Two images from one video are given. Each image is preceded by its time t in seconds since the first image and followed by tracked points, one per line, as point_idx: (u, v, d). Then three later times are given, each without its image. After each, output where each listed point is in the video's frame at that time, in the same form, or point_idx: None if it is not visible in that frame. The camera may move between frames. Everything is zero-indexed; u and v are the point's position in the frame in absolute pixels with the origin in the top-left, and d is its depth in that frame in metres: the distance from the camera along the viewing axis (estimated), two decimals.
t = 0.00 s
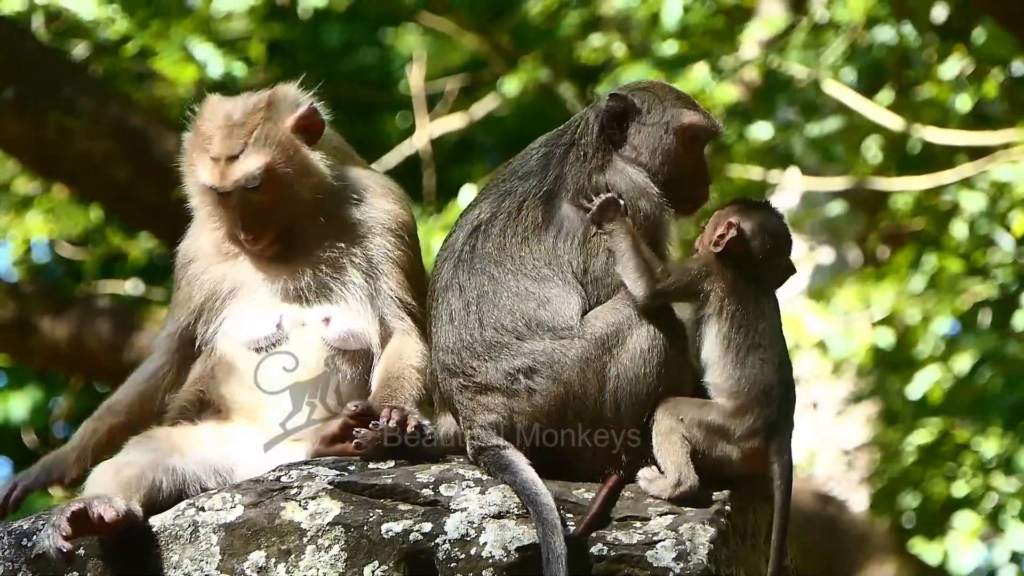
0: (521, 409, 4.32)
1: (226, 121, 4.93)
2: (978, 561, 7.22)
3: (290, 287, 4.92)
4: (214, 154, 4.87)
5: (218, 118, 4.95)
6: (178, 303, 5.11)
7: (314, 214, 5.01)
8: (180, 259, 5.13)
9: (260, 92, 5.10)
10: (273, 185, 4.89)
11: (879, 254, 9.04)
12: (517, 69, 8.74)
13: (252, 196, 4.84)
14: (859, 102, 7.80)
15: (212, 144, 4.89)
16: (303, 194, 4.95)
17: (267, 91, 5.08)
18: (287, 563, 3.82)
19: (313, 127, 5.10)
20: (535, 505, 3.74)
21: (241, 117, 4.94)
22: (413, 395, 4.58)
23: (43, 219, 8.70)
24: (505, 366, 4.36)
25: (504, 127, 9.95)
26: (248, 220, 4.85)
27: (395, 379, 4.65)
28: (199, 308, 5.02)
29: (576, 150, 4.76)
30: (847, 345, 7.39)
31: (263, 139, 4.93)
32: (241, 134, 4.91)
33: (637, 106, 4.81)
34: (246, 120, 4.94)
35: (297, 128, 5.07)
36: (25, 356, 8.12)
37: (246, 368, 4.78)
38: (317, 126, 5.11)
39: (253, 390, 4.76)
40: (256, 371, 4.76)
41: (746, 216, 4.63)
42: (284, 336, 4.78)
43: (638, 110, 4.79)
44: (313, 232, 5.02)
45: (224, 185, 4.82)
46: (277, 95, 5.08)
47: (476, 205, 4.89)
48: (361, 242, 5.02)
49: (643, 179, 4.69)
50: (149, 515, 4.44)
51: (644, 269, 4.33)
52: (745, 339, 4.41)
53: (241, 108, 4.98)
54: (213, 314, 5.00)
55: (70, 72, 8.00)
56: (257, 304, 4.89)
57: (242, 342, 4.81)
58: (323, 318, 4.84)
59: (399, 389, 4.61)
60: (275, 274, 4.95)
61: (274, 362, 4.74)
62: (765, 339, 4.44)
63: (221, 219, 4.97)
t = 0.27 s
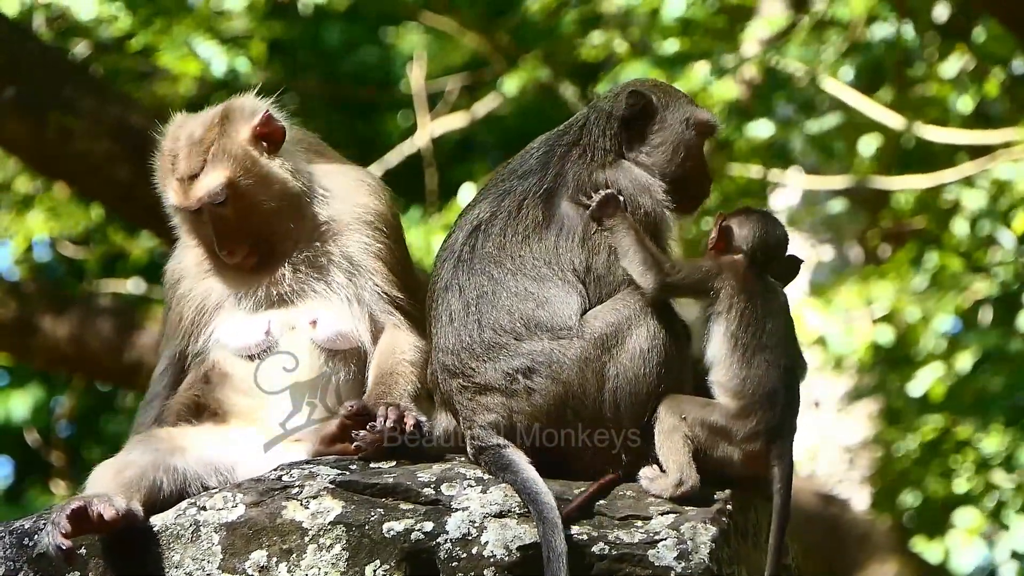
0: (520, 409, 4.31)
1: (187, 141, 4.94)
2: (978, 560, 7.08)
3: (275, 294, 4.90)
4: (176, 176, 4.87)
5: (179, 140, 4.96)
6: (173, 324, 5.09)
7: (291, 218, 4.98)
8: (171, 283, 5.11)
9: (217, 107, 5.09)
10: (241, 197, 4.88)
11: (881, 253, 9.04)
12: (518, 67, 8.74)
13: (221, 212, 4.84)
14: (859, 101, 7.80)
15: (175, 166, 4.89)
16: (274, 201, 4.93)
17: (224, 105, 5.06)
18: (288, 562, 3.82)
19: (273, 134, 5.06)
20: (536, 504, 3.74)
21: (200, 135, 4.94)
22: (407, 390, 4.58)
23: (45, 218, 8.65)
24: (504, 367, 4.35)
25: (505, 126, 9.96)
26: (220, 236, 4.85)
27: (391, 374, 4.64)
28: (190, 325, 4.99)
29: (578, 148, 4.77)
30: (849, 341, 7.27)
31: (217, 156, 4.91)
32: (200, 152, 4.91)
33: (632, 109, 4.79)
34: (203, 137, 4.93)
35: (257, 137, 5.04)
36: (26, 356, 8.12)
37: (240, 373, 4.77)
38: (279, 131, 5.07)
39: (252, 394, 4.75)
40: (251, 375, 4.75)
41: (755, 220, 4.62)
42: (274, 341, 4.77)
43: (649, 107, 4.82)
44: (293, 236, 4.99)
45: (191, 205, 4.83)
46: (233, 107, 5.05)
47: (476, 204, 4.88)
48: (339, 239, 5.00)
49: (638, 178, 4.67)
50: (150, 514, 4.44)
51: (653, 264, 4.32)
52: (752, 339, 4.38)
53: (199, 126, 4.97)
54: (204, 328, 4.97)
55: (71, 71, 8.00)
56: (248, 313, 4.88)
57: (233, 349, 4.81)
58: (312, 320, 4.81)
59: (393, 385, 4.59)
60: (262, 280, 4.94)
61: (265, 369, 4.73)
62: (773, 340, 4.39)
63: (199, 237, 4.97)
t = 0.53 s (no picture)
0: (522, 409, 4.28)
1: (182, 145, 4.90)
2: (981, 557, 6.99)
3: (270, 298, 4.91)
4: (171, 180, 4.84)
5: (174, 144, 4.92)
6: (168, 327, 5.09)
7: (286, 221, 4.99)
8: (167, 289, 5.11)
9: (210, 108, 5.06)
10: (237, 201, 4.87)
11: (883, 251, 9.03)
12: (519, 66, 8.73)
13: (219, 216, 4.83)
14: (860, 100, 7.86)
15: (170, 170, 4.85)
16: (269, 205, 4.94)
17: (218, 107, 5.04)
18: (290, 561, 3.80)
19: (267, 137, 5.06)
20: (537, 503, 3.75)
21: (194, 139, 4.89)
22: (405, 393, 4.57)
23: (46, 217, 8.66)
24: (507, 366, 4.30)
25: (507, 125, 9.96)
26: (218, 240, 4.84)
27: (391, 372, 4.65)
28: (185, 330, 4.99)
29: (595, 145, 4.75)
30: (853, 336, 7.39)
31: (213, 160, 4.88)
32: (195, 157, 4.86)
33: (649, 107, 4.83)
34: (198, 141, 4.89)
35: (250, 140, 5.03)
36: (28, 355, 8.12)
37: (236, 376, 4.78)
38: (273, 134, 5.07)
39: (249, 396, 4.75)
40: (247, 378, 4.75)
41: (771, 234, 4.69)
42: (269, 344, 4.78)
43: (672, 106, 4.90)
44: (290, 239, 5.00)
45: (189, 210, 4.80)
46: (227, 109, 5.03)
47: (481, 201, 4.81)
48: (334, 242, 4.99)
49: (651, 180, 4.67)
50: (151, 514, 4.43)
51: (674, 260, 4.33)
52: (769, 341, 4.39)
53: (193, 130, 4.93)
54: (199, 332, 4.97)
55: (72, 71, 8.00)
56: (244, 317, 4.89)
57: (229, 352, 4.82)
58: (307, 323, 4.83)
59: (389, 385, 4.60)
60: (257, 284, 4.95)
61: (261, 373, 4.74)
62: (788, 345, 4.39)
63: (195, 241, 4.97)
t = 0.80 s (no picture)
0: (521, 409, 4.23)
1: (187, 146, 4.86)
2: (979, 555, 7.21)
3: (274, 301, 4.91)
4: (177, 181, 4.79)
5: (179, 145, 4.88)
6: (168, 327, 5.07)
7: (292, 222, 4.98)
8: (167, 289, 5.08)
9: (213, 110, 5.04)
10: (244, 201, 4.85)
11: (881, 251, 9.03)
12: (518, 66, 8.72)
13: (228, 217, 4.81)
14: (859, 99, 7.91)
15: (176, 171, 4.81)
16: (278, 205, 4.93)
17: (223, 108, 5.02)
18: (289, 561, 3.80)
19: (272, 138, 5.07)
20: (535, 503, 3.74)
21: (200, 140, 4.86)
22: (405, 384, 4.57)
23: (45, 217, 8.65)
24: (506, 366, 4.25)
25: (505, 125, 9.96)
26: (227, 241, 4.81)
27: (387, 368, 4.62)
28: (185, 330, 4.98)
29: (601, 145, 4.70)
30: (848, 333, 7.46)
31: (221, 160, 4.85)
32: (202, 157, 4.83)
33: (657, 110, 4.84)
34: (205, 141, 4.86)
35: (256, 141, 5.03)
36: (27, 355, 8.12)
37: (236, 375, 4.78)
38: (278, 135, 5.08)
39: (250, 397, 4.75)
40: (248, 379, 4.75)
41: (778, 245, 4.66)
42: (272, 345, 4.79)
43: (673, 106, 4.90)
44: (295, 241, 4.99)
45: (197, 210, 4.76)
46: (231, 110, 5.02)
47: (486, 198, 4.76)
48: (338, 245, 4.98)
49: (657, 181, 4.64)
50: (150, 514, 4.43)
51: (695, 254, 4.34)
52: (788, 333, 4.40)
53: (198, 131, 4.90)
54: (199, 332, 4.96)
55: (72, 71, 8.00)
56: (246, 319, 4.89)
57: (230, 353, 4.82)
58: (309, 325, 4.85)
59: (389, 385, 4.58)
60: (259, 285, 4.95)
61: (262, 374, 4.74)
62: (805, 337, 4.41)
63: (200, 243, 4.94)
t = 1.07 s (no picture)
0: (522, 409, 4.17)
1: (192, 145, 4.87)
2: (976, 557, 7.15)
3: (276, 303, 4.92)
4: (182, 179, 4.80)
5: (183, 144, 4.89)
6: (168, 324, 5.08)
7: (295, 221, 4.96)
8: (166, 288, 5.10)
9: (218, 110, 5.06)
10: (248, 200, 4.85)
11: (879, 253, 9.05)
12: (517, 67, 8.73)
13: (233, 214, 4.81)
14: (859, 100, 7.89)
15: (182, 170, 4.82)
16: (282, 203, 4.91)
17: (227, 108, 5.04)
18: (288, 562, 3.80)
19: (276, 137, 5.08)
20: (528, 504, 3.71)
21: (205, 139, 4.87)
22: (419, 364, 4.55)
23: (44, 218, 8.59)
24: (510, 365, 4.20)
25: (504, 126, 9.97)
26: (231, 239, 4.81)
27: (314, 341, 4.65)
28: (184, 329, 4.99)
29: (615, 150, 4.72)
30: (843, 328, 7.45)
31: (225, 158, 4.85)
32: (206, 157, 4.84)
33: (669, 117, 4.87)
34: (210, 140, 4.88)
35: (261, 140, 5.04)
36: (26, 355, 8.12)
37: (232, 377, 4.83)
38: (283, 134, 5.09)
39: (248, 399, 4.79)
40: (245, 383, 4.81)
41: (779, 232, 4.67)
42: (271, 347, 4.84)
43: (689, 113, 4.98)
44: (297, 241, 4.97)
45: (202, 208, 4.76)
46: (236, 110, 5.03)
47: (491, 196, 4.71)
48: (337, 248, 4.95)
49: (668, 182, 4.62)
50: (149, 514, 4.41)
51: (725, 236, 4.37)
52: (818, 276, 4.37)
53: (203, 130, 4.91)
54: (197, 333, 4.96)
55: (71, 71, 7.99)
56: (246, 320, 4.91)
57: (229, 354, 4.85)
58: (307, 326, 4.91)
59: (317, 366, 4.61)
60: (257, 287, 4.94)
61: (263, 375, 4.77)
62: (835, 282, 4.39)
63: (202, 242, 4.92)
